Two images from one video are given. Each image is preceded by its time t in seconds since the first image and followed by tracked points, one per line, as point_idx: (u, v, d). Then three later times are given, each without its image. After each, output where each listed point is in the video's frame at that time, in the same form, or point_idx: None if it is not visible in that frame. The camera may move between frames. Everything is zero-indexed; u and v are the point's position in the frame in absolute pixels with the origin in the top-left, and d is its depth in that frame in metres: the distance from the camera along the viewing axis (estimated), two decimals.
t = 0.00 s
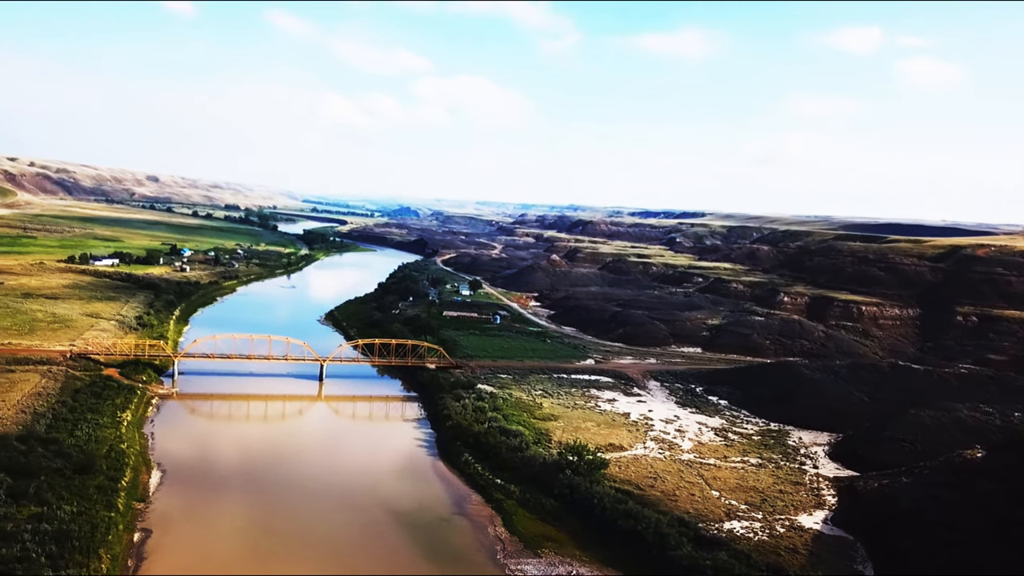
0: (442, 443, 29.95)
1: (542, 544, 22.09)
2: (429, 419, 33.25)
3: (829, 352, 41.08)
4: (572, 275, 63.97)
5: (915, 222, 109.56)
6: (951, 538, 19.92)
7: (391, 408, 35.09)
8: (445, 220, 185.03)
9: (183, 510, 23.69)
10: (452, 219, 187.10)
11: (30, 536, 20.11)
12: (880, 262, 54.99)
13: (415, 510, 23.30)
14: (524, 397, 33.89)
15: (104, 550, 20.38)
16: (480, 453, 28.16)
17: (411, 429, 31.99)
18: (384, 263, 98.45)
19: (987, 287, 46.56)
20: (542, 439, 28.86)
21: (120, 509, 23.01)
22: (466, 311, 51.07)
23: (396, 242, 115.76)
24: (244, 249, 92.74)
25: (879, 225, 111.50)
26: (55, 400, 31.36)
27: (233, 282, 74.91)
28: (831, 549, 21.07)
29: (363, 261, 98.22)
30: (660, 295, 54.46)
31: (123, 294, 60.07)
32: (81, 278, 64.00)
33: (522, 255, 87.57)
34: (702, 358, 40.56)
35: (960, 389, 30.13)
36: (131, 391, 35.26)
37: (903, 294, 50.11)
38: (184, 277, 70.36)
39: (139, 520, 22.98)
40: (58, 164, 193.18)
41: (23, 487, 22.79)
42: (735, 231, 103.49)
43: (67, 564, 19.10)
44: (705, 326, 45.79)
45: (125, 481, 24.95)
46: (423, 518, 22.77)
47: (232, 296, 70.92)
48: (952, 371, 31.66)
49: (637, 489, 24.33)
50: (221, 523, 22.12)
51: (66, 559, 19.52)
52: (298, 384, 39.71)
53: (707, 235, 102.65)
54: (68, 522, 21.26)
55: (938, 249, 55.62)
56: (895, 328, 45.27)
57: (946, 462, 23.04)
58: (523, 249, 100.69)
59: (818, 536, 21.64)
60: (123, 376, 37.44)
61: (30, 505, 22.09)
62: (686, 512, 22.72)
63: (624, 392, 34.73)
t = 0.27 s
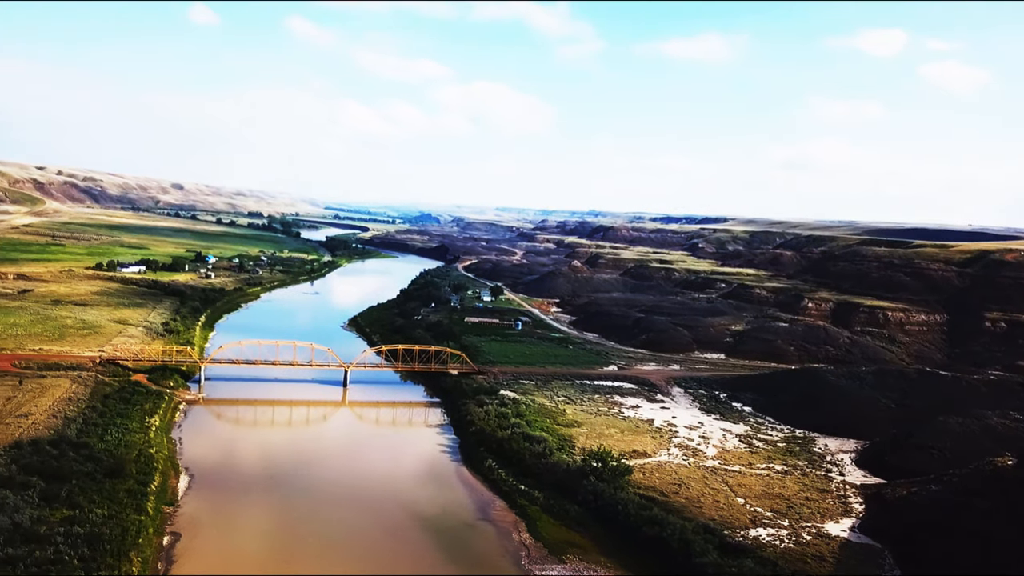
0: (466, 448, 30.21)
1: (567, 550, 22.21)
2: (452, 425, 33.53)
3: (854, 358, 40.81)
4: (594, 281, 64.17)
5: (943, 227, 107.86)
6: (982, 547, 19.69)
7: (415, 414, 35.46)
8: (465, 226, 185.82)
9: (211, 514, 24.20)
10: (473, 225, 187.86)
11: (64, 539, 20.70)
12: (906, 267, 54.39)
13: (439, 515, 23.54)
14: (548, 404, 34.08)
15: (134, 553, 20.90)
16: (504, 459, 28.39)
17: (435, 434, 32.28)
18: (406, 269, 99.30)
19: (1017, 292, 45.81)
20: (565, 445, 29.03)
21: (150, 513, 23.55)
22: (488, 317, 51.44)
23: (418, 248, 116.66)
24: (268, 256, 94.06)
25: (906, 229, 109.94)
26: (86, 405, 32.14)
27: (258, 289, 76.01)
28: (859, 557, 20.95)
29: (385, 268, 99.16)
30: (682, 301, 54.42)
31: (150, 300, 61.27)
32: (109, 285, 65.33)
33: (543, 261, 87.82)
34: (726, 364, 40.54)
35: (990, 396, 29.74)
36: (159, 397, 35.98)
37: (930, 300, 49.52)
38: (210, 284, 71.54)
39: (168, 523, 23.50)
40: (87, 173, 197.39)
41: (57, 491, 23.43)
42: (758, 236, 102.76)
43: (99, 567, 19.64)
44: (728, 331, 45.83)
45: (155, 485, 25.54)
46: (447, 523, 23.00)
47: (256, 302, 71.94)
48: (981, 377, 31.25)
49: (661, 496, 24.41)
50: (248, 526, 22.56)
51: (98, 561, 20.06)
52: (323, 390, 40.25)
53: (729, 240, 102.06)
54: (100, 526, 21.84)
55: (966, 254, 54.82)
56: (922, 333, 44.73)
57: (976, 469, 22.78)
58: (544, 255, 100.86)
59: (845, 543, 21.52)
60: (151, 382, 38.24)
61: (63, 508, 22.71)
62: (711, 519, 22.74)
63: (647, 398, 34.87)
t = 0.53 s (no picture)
0: (490, 454, 30.46)
1: (591, 556, 22.33)
2: (476, 431, 33.78)
3: (881, 364, 40.48)
4: (616, 287, 64.31)
5: (972, 231, 106.07)
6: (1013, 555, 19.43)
7: (440, 419, 35.80)
8: (486, 232, 186.59)
9: (239, 517, 24.71)
10: (494, 231, 188.57)
11: (96, 541, 21.28)
12: (933, 272, 53.73)
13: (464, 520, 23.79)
14: (571, 410, 34.21)
15: (165, 556, 21.41)
16: (528, 465, 28.60)
17: (459, 440, 32.53)
18: (428, 275, 100.08)
19: None
20: (589, 451, 29.16)
21: (179, 517, 24.09)
22: (511, 323, 51.76)
23: (440, 255, 117.39)
24: (292, 263, 95.32)
25: (934, 233, 108.30)
26: (116, 410, 32.90)
27: (282, 295, 77.08)
28: (887, 564, 20.80)
29: (407, 274, 100.01)
30: (705, 307, 54.32)
31: (177, 307, 62.45)
32: (137, 292, 66.67)
33: (565, 266, 87.98)
34: (750, 370, 40.45)
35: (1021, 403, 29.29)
36: (187, 402, 36.70)
37: (958, 305, 48.87)
38: (235, 291, 72.71)
39: (197, 527, 24.03)
40: (115, 183, 201.53)
41: (89, 494, 24.06)
42: (781, 241, 101.87)
43: (131, 569, 20.16)
44: (752, 337, 45.69)
45: (184, 490, 26.11)
46: (471, 527, 23.26)
47: (281, 308, 72.94)
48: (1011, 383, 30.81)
49: (686, 502, 24.45)
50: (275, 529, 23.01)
51: (130, 563, 20.60)
52: (348, 396, 40.77)
53: (752, 245, 101.41)
54: (130, 529, 22.41)
55: (995, 258, 53.99)
56: (950, 339, 44.13)
57: (1007, 476, 22.50)
58: (566, 261, 101.03)
59: (873, 551, 21.38)
60: (179, 388, 38.99)
61: (95, 511, 23.33)
62: (737, 526, 22.73)
63: (671, 404, 34.93)
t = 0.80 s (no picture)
0: (511, 459, 30.67)
1: (613, 561, 22.43)
2: (496, 436, 34.00)
3: (904, 369, 40.14)
4: (635, 292, 64.34)
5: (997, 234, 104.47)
6: None
7: (461, 425, 36.08)
8: (504, 238, 187.09)
9: (263, 523, 25.16)
10: (512, 237, 188.99)
11: (124, 545, 21.78)
12: (958, 275, 53.14)
13: (485, 525, 23.99)
14: (591, 415, 34.33)
15: (191, 560, 21.87)
16: (549, 470, 28.78)
17: (479, 446, 32.77)
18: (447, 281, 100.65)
19: None
20: (610, 457, 29.27)
21: (204, 521, 24.57)
22: (530, 329, 51.98)
23: (458, 261, 117.99)
24: (312, 270, 96.37)
25: (958, 237, 106.85)
26: (141, 416, 33.57)
27: (302, 302, 77.98)
28: (914, 570, 20.65)
29: (426, 280, 100.68)
30: (725, 312, 54.16)
31: (199, 314, 63.43)
32: (160, 299, 67.79)
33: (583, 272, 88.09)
34: (771, 375, 40.30)
35: None
36: (210, 408, 37.32)
37: (983, 308, 48.28)
38: (256, 298, 73.67)
39: (222, 531, 24.50)
40: (138, 192, 204.97)
41: (116, 499, 24.62)
42: (802, 245, 101.08)
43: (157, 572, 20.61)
44: (773, 342, 45.50)
45: (209, 495, 26.61)
46: (492, 533, 23.44)
47: (301, 315, 73.77)
48: None
49: (709, 508, 24.48)
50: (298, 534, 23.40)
51: (156, 567, 21.07)
52: (369, 401, 41.19)
53: (772, 250, 100.79)
54: (157, 533, 22.90)
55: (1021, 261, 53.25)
56: (975, 344, 43.58)
57: None
58: (584, 266, 101.09)
59: (899, 557, 21.25)
60: (203, 394, 39.61)
61: (123, 516, 23.86)
62: (759, 532, 22.72)
63: (692, 410, 34.95)
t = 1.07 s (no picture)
0: (532, 464, 30.88)
1: (635, 566, 22.53)
2: (516, 441, 34.23)
3: (928, 372, 39.80)
4: (655, 297, 64.36)
5: None
6: None
7: (481, 430, 36.33)
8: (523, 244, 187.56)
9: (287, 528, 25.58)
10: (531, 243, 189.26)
11: (151, 549, 22.30)
12: (982, 278, 52.53)
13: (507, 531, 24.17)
14: (612, 421, 34.44)
15: (216, 564, 22.34)
16: (570, 475, 28.96)
17: (500, 451, 33.01)
18: (466, 287, 101.19)
19: None
20: (631, 462, 29.37)
21: (229, 526, 25.04)
22: (550, 334, 52.21)
23: (476, 267, 118.50)
24: (332, 276, 97.36)
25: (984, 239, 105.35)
26: (166, 421, 34.22)
27: (323, 308, 78.85)
28: None
29: (445, 286, 101.29)
30: (746, 316, 53.99)
31: (222, 321, 64.41)
32: (183, 306, 68.94)
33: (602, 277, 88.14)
34: (793, 380, 40.14)
35: None
36: (233, 414, 37.93)
37: (1009, 312, 47.67)
38: (277, 304, 74.62)
39: (246, 536, 24.96)
40: (161, 201, 208.35)
41: (143, 503, 25.17)
42: (823, 248, 100.19)
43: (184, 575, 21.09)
44: (794, 346, 45.31)
45: (233, 499, 27.11)
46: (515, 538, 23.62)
47: (322, 321, 74.57)
48: None
49: (731, 513, 24.49)
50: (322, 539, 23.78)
51: (183, 570, 21.53)
52: (390, 407, 41.62)
53: (793, 253, 100.10)
54: (183, 537, 23.37)
55: None
56: (1001, 347, 42.99)
57: None
58: (604, 271, 101.09)
59: (923, 562, 21.12)
60: (226, 400, 40.22)
61: (149, 520, 24.40)
62: (782, 537, 22.71)
63: (713, 414, 34.98)
